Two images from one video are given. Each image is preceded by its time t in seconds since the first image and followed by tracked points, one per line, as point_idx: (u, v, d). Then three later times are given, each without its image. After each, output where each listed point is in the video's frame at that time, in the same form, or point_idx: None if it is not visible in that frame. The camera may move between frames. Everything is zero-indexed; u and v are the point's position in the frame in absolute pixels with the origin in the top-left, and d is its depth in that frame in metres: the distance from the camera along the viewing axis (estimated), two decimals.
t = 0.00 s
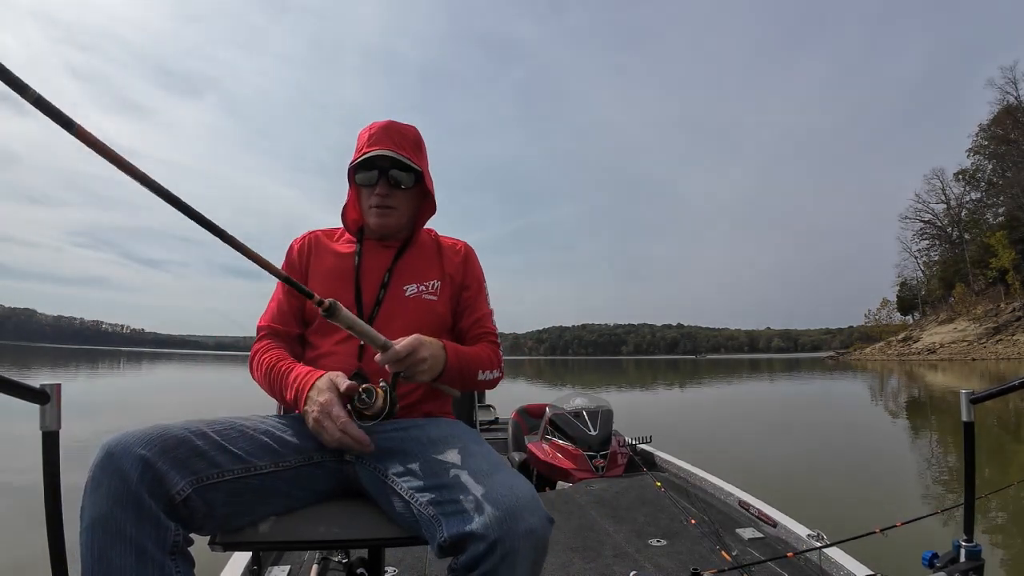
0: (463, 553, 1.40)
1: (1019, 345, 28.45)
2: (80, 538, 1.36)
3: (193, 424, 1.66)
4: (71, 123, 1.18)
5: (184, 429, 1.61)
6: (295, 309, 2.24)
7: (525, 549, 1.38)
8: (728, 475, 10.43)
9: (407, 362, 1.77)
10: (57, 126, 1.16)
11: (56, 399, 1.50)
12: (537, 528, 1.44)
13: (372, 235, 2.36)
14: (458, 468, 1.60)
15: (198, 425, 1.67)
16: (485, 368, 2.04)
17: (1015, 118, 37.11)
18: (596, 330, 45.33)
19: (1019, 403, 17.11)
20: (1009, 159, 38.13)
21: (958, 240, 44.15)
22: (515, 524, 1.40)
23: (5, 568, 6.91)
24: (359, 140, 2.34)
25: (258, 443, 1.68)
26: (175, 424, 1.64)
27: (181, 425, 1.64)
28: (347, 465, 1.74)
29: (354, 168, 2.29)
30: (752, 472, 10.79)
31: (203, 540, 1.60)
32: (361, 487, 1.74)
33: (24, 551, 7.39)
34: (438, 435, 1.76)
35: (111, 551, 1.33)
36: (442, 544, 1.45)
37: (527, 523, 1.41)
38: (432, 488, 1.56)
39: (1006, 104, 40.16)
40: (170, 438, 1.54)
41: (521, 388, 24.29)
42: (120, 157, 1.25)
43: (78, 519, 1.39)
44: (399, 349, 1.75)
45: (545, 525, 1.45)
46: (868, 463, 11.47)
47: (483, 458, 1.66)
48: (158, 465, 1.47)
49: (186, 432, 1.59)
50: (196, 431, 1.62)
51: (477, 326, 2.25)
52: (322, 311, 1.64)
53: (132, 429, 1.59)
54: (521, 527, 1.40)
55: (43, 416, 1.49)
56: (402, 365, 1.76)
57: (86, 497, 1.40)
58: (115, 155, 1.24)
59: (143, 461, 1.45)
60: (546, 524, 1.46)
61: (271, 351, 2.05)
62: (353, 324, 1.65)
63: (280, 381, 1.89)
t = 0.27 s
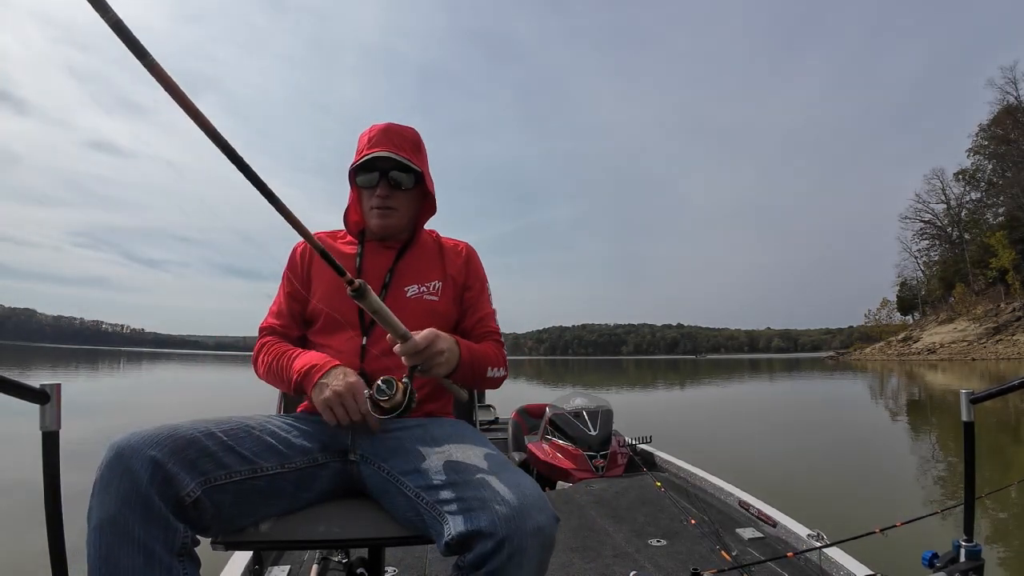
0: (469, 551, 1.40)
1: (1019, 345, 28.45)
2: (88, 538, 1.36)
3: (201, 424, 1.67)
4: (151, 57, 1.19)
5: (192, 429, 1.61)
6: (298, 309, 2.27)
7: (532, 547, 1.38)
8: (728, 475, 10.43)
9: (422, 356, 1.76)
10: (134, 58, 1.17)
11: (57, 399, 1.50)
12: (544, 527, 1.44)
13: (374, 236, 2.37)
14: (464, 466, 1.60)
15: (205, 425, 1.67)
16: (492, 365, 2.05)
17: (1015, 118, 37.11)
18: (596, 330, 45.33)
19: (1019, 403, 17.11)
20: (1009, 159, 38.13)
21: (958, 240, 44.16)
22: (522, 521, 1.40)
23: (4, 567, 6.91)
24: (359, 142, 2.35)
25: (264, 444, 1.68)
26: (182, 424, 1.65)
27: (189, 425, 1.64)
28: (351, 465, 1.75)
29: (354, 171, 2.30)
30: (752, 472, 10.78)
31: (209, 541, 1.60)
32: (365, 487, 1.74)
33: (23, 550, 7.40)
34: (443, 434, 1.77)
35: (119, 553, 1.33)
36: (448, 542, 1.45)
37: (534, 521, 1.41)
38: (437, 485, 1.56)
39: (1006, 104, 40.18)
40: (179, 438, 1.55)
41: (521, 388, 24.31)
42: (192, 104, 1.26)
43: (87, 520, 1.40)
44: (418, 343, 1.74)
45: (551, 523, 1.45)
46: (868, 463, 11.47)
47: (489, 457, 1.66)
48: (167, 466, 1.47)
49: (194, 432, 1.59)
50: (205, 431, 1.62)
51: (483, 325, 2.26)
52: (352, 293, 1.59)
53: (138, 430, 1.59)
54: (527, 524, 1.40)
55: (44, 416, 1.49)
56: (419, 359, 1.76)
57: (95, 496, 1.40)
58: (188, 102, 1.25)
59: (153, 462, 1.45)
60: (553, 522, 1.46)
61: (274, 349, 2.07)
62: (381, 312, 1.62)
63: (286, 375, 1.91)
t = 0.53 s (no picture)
0: (465, 555, 1.40)
1: (1019, 345, 28.45)
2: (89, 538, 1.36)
3: (200, 424, 1.67)
4: (151, 63, 1.22)
5: (193, 429, 1.62)
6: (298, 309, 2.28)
7: (529, 553, 1.38)
8: (728, 475, 10.42)
9: (420, 356, 1.77)
10: (137, 63, 1.21)
11: (57, 400, 1.50)
12: (542, 533, 1.44)
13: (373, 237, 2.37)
14: (462, 470, 1.60)
15: (204, 425, 1.67)
16: (491, 365, 2.05)
17: (1015, 118, 37.08)
18: (596, 330, 45.32)
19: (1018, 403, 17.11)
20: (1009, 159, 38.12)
21: (958, 240, 44.14)
22: (519, 527, 1.40)
23: (5, 567, 6.91)
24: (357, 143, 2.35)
25: (264, 444, 1.68)
26: (182, 424, 1.65)
27: (189, 424, 1.64)
28: (349, 465, 1.75)
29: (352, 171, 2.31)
30: (752, 472, 10.78)
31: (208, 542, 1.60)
32: (363, 488, 1.74)
33: (24, 551, 7.39)
34: (442, 437, 1.77)
35: (120, 552, 1.33)
36: (445, 546, 1.45)
37: (530, 526, 1.42)
38: (434, 489, 1.56)
39: (1006, 104, 40.15)
40: (179, 438, 1.55)
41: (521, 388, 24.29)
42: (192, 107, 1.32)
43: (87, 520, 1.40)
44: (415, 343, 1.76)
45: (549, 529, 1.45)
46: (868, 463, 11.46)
47: (486, 460, 1.66)
48: (168, 466, 1.47)
49: (194, 432, 1.59)
50: (205, 431, 1.62)
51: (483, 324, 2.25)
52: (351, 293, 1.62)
53: (139, 429, 1.59)
54: (524, 530, 1.40)
55: (43, 416, 1.49)
56: (418, 359, 1.77)
57: (96, 496, 1.40)
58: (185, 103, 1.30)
59: (154, 462, 1.45)
60: (549, 528, 1.46)
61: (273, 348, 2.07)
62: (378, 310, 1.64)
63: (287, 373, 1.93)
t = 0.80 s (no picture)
0: (463, 559, 1.40)
1: (1019, 345, 28.45)
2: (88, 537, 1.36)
3: (198, 423, 1.67)
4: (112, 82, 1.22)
5: (191, 428, 1.62)
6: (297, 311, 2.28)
7: (528, 559, 1.37)
8: (728, 475, 10.42)
9: (411, 360, 1.77)
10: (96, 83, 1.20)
11: (57, 400, 1.50)
12: (540, 538, 1.43)
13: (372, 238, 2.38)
14: (460, 473, 1.59)
15: (203, 424, 1.67)
16: (487, 366, 2.04)
17: (1016, 118, 37.04)
18: (596, 330, 45.28)
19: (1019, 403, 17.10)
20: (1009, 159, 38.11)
21: (958, 240, 44.12)
22: (517, 533, 1.40)
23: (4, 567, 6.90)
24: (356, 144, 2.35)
25: (263, 444, 1.68)
26: (181, 423, 1.64)
27: (187, 424, 1.64)
28: (348, 466, 1.75)
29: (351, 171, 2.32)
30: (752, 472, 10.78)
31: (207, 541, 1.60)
32: (362, 489, 1.74)
33: (24, 551, 7.38)
34: (440, 439, 1.76)
35: (119, 552, 1.32)
36: (443, 550, 1.45)
37: (529, 534, 1.40)
38: (430, 492, 1.55)
39: (1006, 104, 40.11)
40: (178, 438, 1.55)
41: (521, 388, 24.28)
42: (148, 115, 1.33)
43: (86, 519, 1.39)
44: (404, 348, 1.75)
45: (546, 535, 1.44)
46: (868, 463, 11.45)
47: (485, 463, 1.65)
48: (167, 466, 1.47)
49: (193, 432, 1.60)
50: (203, 431, 1.62)
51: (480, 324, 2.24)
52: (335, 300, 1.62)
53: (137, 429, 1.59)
54: (522, 537, 1.39)
55: (44, 416, 1.49)
56: (409, 363, 1.76)
57: (94, 496, 1.40)
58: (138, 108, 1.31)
59: (153, 462, 1.45)
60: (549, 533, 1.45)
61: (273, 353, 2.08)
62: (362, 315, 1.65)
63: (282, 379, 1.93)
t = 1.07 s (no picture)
0: (460, 561, 1.41)
1: (1019, 345, 28.46)
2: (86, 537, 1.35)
3: (197, 423, 1.66)
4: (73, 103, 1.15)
5: (189, 429, 1.61)
6: (296, 313, 2.26)
7: (525, 561, 1.37)
8: (728, 475, 10.42)
9: (402, 362, 1.76)
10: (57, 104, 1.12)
11: (57, 399, 1.50)
12: (538, 540, 1.43)
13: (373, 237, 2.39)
14: (459, 474, 1.58)
15: (202, 424, 1.67)
16: (484, 367, 2.03)
17: (1015, 118, 37.05)
18: (596, 330, 45.28)
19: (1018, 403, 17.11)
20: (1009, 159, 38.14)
21: (958, 240, 44.12)
22: (515, 534, 1.40)
23: (5, 566, 6.89)
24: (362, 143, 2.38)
25: (262, 444, 1.68)
26: (179, 423, 1.64)
27: (186, 424, 1.64)
28: (347, 466, 1.75)
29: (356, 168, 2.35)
30: (752, 472, 10.79)
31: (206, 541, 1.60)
32: (362, 488, 1.75)
33: (24, 550, 7.38)
34: (440, 440, 1.75)
35: (118, 551, 1.32)
36: (441, 552, 1.45)
37: (527, 536, 1.40)
38: (427, 494, 1.55)
39: (1006, 104, 40.11)
40: (176, 438, 1.55)
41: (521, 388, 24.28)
42: (119, 139, 1.24)
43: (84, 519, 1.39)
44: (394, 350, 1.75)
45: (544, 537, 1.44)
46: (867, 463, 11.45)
47: (483, 464, 1.65)
48: (166, 465, 1.47)
49: (192, 432, 1.59)
50: (201, 431, 1.62)
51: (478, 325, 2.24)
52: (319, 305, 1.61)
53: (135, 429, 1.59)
54: (520, 539, 1.39)
55: (44, 415, 1.48)
56: (400, 366, 1.76)
57: (92, 496, 1.40)
58: (110, 135, 1.22)
59: (152, 462, 1.45)
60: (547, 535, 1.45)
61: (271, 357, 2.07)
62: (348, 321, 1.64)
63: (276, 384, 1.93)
